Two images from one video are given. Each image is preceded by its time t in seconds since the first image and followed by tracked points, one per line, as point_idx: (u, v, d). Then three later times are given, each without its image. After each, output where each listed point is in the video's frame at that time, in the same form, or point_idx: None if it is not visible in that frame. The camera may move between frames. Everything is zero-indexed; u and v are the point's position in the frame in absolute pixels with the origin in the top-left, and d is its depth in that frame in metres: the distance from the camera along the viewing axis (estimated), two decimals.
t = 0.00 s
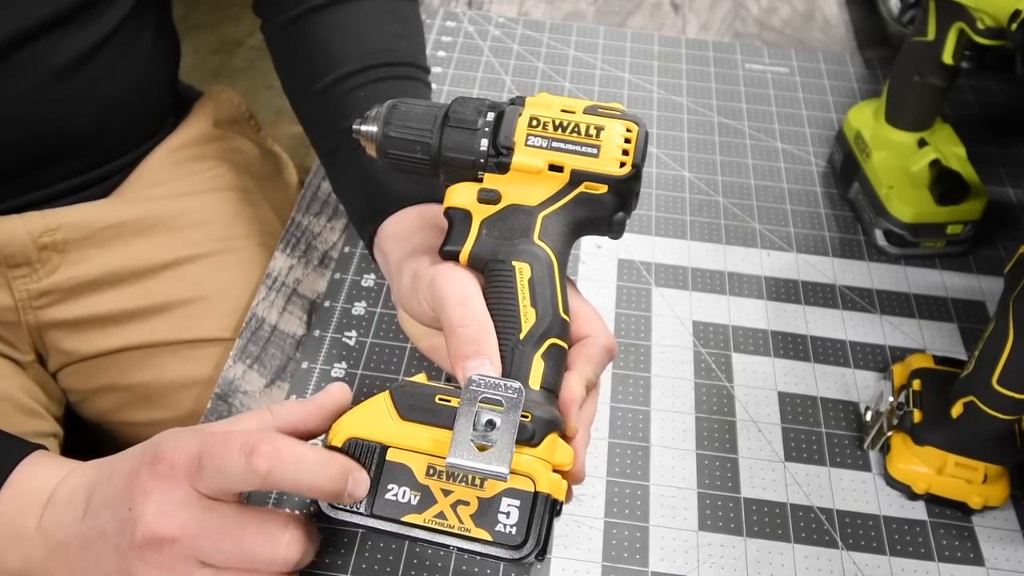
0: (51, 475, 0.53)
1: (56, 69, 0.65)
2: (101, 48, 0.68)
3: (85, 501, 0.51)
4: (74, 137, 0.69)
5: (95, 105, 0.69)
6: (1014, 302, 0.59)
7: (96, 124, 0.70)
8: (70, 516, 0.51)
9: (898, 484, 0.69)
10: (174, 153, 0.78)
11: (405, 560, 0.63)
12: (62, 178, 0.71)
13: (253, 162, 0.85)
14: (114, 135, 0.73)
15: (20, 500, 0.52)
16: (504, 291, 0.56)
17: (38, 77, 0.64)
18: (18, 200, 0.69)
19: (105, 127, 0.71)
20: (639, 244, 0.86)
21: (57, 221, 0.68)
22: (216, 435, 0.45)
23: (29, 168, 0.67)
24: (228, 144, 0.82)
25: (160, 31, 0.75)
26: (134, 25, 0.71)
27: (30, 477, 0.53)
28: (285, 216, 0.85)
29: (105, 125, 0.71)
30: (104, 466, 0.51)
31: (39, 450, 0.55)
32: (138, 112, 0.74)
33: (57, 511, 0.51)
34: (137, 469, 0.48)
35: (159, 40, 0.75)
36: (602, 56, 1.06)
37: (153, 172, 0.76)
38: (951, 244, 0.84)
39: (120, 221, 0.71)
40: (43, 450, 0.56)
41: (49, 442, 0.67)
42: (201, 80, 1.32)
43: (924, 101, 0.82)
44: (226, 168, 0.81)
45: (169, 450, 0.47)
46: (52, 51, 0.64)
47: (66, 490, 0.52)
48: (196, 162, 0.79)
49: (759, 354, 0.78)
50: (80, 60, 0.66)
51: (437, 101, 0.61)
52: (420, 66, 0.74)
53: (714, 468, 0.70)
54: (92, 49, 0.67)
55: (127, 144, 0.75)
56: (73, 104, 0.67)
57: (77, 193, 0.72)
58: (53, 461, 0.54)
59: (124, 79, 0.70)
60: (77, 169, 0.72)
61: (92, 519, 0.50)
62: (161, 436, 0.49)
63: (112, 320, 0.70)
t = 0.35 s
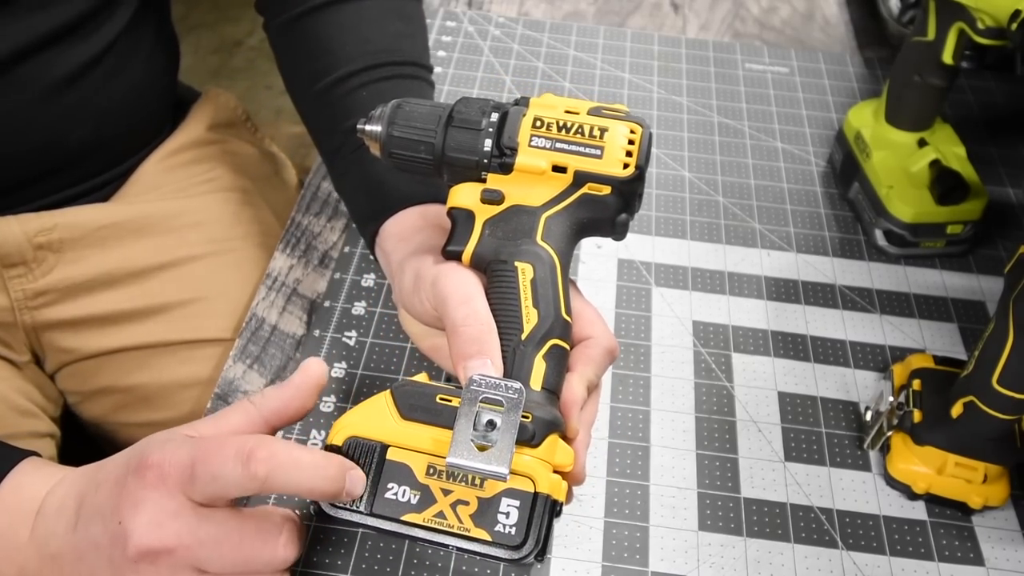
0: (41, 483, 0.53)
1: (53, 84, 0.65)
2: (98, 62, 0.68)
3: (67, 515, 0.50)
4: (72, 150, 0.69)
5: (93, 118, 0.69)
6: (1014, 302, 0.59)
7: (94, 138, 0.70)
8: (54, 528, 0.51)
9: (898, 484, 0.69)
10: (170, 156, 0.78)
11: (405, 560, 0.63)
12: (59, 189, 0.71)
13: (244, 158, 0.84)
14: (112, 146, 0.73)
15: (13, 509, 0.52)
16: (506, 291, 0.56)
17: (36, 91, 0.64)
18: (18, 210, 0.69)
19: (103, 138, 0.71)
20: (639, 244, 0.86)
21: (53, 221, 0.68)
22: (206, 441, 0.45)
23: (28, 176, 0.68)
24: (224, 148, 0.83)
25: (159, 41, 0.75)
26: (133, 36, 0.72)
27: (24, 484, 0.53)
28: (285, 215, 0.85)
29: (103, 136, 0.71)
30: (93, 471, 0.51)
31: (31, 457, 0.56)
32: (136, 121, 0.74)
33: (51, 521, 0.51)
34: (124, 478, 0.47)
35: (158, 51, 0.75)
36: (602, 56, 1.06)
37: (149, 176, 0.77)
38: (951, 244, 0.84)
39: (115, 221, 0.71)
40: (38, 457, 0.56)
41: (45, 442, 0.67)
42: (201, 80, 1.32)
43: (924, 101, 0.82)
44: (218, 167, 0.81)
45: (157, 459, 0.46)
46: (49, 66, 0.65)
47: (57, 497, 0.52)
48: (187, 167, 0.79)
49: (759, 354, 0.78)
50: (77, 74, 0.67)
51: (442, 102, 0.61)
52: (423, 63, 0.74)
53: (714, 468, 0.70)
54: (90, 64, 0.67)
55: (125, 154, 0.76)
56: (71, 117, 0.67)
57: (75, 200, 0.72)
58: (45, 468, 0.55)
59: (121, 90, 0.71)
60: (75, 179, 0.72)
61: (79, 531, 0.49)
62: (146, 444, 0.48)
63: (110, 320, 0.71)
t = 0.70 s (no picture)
0: (40, 484, 0.53)
1: (41, 88, 0.64)
2: (86, 66, 0.68)
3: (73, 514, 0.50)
4: (64, 154, 0.69)
5: (83, 122, 0.69)
6: (1014, 302, 0.59)
7: (85, 141, 0.70)
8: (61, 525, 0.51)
9: (898, 484, 0.69)
10: (167, 158, 0.78)
11: (405, 560, 0.63)
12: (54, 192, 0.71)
13: (240, 156, 0.84)
14: (105, 148, 0.73)
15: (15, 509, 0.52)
16: (504, 292, 0.56)
17: (30, 94, 0.64)
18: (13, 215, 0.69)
19: (95, 142, 0.71)
20: (639, 244, 0.86)
21: (48, 222, 0.68)
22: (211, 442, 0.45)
23: (22, 179, 0.68)
24: (220, 150, 0.83)
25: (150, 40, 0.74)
26: (122, 37, 0.71)
27: (26, 485, 0.53)
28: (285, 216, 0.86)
29: (95, 140, 0.71)
30: (97, 472, 0.51)
31: (32, 455, 0.56)
32: (128, 122, 0.73)
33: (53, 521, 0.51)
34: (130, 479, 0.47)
35: (149, 51, 0.74)
36: (602, 56, 1.06)
37: (147, 178, 0.77)
38: (951, 244, 0.84)
39: (111, 222, 0.71)
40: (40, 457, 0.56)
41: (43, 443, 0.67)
42: (201, 81, 1.32)
43: (924, 101, 0.82)
44: (215, 168, 0.81)
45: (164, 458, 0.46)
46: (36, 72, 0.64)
47: (60, 496, 0.52)
48: (184, 168, 0.79)
49: (759, 354, 0.78)
50: (66, 78, 0.66)
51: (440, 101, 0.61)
52: (420, 59, 0.74)
53: (714, 468, 0.70)
54: (79, 67, 0.67)
55: (119, 155, 0.75)
56: (61, 122, 0.67)
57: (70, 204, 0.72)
58: (49, 468, 0.55)
59: (110, 92, 0.70)
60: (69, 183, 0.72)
61: (84, 530, 0.49)
62: (153, 446, 0.48)
63: (108, 321, 0.70)
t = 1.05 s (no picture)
0: (42, 482, 0.53)
1: (32, 70, 0.64)
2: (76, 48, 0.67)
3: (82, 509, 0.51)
4: (56, 139, 0.68)
5: (75, 105, 0.68)
6: (1013, 301, 0.59)
7: (79, 124, 0.69)
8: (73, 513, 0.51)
9: (898, 484, 0.69)
10: (167, 156, 0.78)
11: (405, 560, 0.63)
12: (49, 179, 0.71)
13: (247, 160, 0.85)
14: (100, 135, 0.72)
15: (19, 502, 0.52)
16: (503, 293, 0.56)
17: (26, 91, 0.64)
18: (11, 202, 0.70)
19: (88, 127, 0.70)
20: (639, 244, 0.86)
21: (49, 220, 0.68)
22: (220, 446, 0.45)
23: (18, 163, 0.67)
24: (222, 148, 0.83)
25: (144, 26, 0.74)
26: (115, 21, 0.70)
27: (30, 480, 0.53)
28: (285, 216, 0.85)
29: (88, 125, 0.70)
30: (108, 469, 0.51)
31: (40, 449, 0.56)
32: (123, 109, 0.73)
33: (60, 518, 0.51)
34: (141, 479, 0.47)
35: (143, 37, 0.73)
36: (602, 56, 1.06)
37: (147, 175, 0.77)
38: (951, 244, 0.84)
39: (111, 220, 0.71)
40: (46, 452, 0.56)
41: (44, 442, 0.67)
42: (201, 81, 1.32)
43: (924, 101, 0.82)
44: (215, 167, 0.81)
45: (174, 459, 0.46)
46: (28, 61, 0.64)
47: (66, 494, 0.52)
48: (186, 167, 0.79)
49: (759, 354, 0.78)
50: (58, 59, 0.65)
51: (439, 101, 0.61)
52: (413, 53, 0.74)
53: (714, 468, 0.70)
54: (71, 49, 0.66)
55: (115, 143, 0.75)
56: (52, 106, 0.66)
57: (65, 196, 0.73)
58: (55, 463, 0.54)
59: (103, 77, 0.69)
60: (64, 170, 0.72)
61: (91, 529, 0.49)
62: (166, 446, 0.49)
63: (108, 320, 0.70)
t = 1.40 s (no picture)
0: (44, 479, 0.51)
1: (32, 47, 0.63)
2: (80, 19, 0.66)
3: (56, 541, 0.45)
4: (58, 111, 0.67)
5: (77, 76, 0.67)
6: (1013, 301, 0.59)
7: (80, 98, 0.68)
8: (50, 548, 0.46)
9: (898, 484, 0.69)
10: (175, 147, 0.78)
11: (405, 560, 0.63)
12: (53, 156, 0.70)
13: (253, 157, 0.85)
14: (103, 112, 0.71)
15: None
16: (496, 293, 0.56)
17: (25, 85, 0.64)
18: (9, 179, 0.68)
19: (91, 101, 0.69)
20: (639, 243, 0.86)
21: (57, 221, 0.68)
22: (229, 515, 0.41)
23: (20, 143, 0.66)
24: (232, 140, 0.83)
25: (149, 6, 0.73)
26: None
27: None
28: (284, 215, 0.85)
29: (90, 98, 0.69)
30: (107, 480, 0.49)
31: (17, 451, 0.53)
32: (127, 85, 0.71)
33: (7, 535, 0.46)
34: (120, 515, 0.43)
35: (148, 16, 0.73)
36: (602, 56, 1.06)
37: (153, 167, 0.77)
38: (951, 244, 0.84)
39: (121, 221, 0.72)
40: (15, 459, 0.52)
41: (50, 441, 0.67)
42: (202, 81, 1.32)
43: (924, 101, 0.82)
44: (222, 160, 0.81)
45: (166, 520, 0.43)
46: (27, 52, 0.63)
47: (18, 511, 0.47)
48: (194, 156, 0.79)
49: (759, 354, 0.78)
50: (57, 31, 0.64)
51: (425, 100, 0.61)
52: (398, 50, 0.74)
53: (714, 468, 0.70)
54: (71, 20, 0.65)
55: (120, 122, 0.74)
56: (53, 75, 0.65)
57: (70, 184, 0.72)
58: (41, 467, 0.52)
59: (107, 50, 0.68)
60: (67, 148, 0.71)
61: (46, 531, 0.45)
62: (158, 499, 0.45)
63: (112, 319, 0.71)
